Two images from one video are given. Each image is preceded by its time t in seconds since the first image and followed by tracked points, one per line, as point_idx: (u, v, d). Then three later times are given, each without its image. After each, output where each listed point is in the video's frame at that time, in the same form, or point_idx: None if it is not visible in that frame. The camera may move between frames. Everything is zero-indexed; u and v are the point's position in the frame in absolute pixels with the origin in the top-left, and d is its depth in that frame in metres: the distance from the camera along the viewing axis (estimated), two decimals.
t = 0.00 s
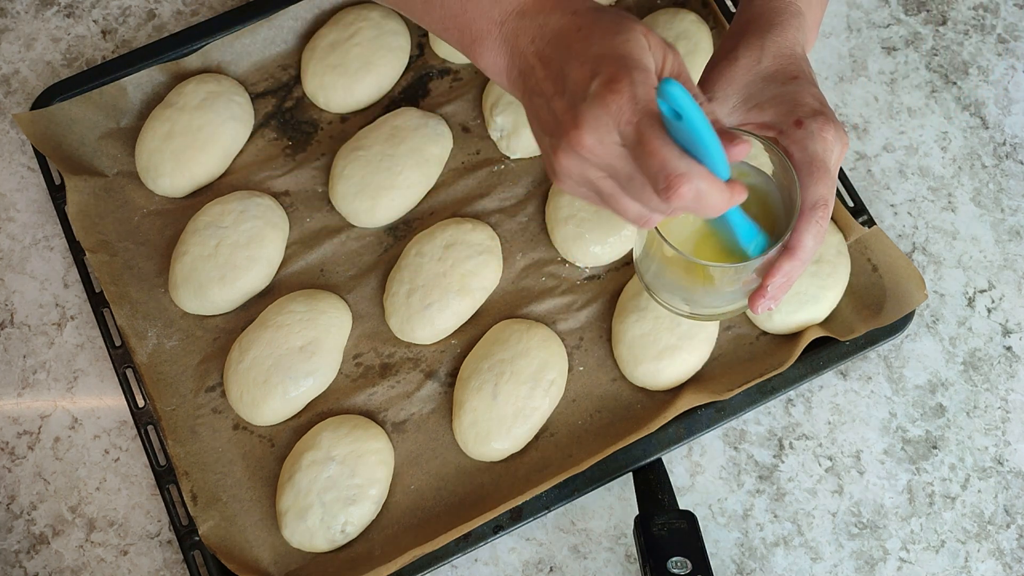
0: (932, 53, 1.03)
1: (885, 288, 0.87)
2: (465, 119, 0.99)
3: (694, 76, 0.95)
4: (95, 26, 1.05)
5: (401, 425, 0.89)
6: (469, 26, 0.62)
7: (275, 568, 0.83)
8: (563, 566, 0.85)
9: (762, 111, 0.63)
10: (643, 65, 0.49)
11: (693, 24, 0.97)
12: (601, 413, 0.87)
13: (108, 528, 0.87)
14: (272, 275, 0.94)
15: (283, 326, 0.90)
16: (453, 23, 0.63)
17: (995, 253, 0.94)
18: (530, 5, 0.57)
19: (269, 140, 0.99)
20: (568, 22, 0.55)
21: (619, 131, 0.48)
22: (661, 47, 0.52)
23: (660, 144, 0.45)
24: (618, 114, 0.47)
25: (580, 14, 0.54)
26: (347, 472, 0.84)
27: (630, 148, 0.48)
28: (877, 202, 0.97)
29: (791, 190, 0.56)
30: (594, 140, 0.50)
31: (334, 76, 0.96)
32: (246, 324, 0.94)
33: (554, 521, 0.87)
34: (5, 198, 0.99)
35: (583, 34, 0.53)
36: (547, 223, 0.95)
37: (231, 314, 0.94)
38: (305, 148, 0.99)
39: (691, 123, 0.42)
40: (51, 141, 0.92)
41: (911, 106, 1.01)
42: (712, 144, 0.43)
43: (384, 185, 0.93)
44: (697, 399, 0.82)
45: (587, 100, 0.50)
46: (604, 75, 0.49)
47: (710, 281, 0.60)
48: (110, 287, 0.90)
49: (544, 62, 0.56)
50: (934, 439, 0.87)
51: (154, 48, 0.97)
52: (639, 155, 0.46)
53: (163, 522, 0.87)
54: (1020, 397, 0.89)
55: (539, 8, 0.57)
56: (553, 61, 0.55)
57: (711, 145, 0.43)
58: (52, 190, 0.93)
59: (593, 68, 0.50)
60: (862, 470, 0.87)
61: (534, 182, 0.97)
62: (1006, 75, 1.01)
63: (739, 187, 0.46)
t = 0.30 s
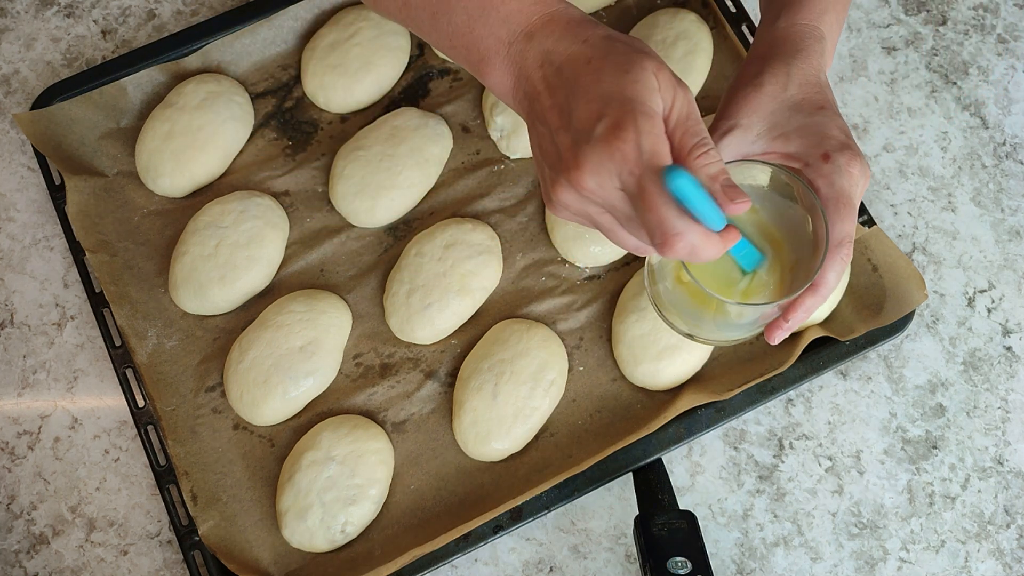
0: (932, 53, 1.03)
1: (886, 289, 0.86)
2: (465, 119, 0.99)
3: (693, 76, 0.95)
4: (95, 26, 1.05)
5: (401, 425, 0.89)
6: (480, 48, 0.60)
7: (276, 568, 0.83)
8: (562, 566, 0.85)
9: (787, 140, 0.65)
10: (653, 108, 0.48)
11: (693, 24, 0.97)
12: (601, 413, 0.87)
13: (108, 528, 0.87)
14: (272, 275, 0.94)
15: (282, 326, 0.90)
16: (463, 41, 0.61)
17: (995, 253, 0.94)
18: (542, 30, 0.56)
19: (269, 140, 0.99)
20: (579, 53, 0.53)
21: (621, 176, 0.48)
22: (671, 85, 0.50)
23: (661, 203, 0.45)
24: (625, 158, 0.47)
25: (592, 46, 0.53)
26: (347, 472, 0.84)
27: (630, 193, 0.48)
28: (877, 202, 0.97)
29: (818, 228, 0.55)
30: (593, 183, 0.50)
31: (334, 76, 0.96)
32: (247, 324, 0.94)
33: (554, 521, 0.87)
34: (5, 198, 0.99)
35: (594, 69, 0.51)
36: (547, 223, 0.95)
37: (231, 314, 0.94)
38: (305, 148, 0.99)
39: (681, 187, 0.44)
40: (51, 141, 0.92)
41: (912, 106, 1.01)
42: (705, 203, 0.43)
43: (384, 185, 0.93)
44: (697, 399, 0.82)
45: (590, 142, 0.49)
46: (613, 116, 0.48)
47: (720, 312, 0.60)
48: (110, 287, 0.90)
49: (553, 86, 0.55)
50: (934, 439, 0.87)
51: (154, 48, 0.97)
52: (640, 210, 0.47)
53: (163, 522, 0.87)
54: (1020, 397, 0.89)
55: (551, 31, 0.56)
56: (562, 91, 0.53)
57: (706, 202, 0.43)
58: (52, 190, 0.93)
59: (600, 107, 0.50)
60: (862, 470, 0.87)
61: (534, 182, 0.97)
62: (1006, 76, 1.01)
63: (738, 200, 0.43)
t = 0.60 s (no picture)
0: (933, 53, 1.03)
1: (885, 289, 0.87)
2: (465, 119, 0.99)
3: (693, 76, 0.95)
4: (95, 26, 1.05)
5: (401, 425, 0.89)
6: (406, 143, 0.64)
7: (276, 568, 0.83)
8: (563, 566, 0.85)
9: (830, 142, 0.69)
10: (510, 213, 0.56)
11: (693, 24, 0.97)
12: (601, 413, 0.87)
13: (108, 528, 0.87)
14: (273, 275, 0.94)
15: (283, 326, 0.90)
16: (378, 111, 0.64)
17: (995, 253, 0.94)
18: (457, 143, 0.61)
19: (269, 140, 0.98)
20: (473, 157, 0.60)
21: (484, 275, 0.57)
22: (535, 195, 0.57)
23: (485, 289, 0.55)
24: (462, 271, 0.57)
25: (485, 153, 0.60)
26: (347, 472, 0.84)
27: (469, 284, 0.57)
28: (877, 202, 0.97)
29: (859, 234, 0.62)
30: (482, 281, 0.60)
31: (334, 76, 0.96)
32: (247, 324, 0.94)
33: (554, 521, 0.86)
34: (6, 198, 0.99)
35: (475, 172, 0.59)
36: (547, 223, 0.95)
37: (231, 314, 0.94)
38: (305, 148, 0.99)
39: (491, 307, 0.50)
40: (51, 141, 0.92)
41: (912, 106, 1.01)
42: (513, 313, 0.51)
43: (384, 185, 0.93)
44: (697, 399, 0.82)
45: (456, 240, 0.58)
46: (476, 220, 0.57)
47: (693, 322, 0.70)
48: (110, 287, 0.90)
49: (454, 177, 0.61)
50: (934, 439, 0.87)
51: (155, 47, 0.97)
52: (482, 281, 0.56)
53: (163, 522, 0.87)
54: (1020, 397, 0.89)
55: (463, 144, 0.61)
56: (452, 181, 0.60)
57: (543, 318, 0.51)
58: (52, 190, 0.93)
59: (468, 212, 0.58)
60: (862, 470, 0.87)
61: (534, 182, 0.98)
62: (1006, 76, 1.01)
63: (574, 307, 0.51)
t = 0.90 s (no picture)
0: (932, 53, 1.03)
1: (885, 289, 0.87)
2: (466, 119, 1.00)
3: (693, 76, 0.95)
4: (95, 26, 1.05)
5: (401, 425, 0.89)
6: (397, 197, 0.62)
7: (276, 568, 0.83)
8: (563, 566, 0.85)
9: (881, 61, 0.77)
10: (464, 322, 0.55)
11: (694, 24, 0.97)
12: (601, 413, 0.87)
13: (108, 528, 0.87)
14: (273, 275, 0.94)
15: (283, 326, 0.90)
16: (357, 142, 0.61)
17: (995, 253, 0.94)
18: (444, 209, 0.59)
19: (269, 140, 0.98)
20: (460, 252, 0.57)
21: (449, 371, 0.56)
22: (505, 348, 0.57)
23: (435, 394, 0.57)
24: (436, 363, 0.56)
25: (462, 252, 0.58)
26: (347, 472, 0.85)
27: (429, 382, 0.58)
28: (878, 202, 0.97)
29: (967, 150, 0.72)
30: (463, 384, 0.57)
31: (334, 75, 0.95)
32: (247, 324, 0.94)
33: (554, 521, 0.87)
34: (6, 198, 0.99)
35: (452, 259, 0.57)
36: (547, 223, 0.95)
37: (232, 314, 0.94)
38: (305, 147, 0.98)
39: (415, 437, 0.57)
40: (52, 140, 0.91)
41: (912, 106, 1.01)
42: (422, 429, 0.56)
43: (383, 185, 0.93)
44: (697, 399, 0.82)
45: (413, 325, 0.57)
46: (434, 315, 0.56)
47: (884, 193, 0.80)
48: (110, 287, 0.90)
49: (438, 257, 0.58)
50: (934, 440, 0.87)
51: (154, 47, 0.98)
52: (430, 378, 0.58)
53: (163, 522, 0.87)
54: (1020, 397, 0.89)
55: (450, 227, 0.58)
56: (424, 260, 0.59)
57: (466, 424, 0.56)
58: (52, 190, 0.93)
59: (433, 301, 0.56)
60: (862, 470, 0.87)
61: (534, 182, 0.98)
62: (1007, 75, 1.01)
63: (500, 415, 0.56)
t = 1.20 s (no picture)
0: (932, 53, 1.03)
1: (886, 289, 0.86)
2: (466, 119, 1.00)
3: (694, 76, 0.95)
4: (95, 26, 1.05)
5: (401, 425, 0.89)
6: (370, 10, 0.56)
7: (276, 568, 0.83)
8: (563, 566, 0.85)
9: (806, 109, 0.70)
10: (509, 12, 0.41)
11: (694, 24, 0.97)
12: (601, 413, 0.87)
13: (108, 528, 0.87)
14: (272, 274, 0.94)
15: (283, 326, 0.90)
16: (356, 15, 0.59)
17: (995, 253, 0.94)
18: None
19: (269, 140, 0.98)
20: None
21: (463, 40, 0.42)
22: None
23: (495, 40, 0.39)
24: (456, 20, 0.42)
25: None
26: (347, 472, 0.85)
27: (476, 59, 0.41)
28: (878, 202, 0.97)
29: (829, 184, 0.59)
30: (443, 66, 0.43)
31: (335, 76, 0.96)
32: (247, 324, 0.94)
33: (554, 521, 0.87)
34: (6, 198, 0.99)
35: None
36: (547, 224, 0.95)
37: (231, 314, 0.94)
38: (305, 147, 0.99)
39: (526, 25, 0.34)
40: (51, 141, 0.92)
41: (912, 106, 1.01)
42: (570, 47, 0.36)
43: (383, 186, 0.93)
44: (697, 399, 0.83)
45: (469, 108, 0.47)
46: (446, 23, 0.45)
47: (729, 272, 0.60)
48: (109, 287, 0.90)
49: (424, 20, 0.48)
50: (934, 439, 0.87)
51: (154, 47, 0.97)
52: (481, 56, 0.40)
53: (163, 522, 0.87)
54: (1020, 397, 0.89)
55: None
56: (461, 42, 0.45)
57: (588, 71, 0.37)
58: (52, 190, 0.93)
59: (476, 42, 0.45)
60: (862, 470, 0.87)
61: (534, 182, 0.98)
62: (1006, 76, 1.01)
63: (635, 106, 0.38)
